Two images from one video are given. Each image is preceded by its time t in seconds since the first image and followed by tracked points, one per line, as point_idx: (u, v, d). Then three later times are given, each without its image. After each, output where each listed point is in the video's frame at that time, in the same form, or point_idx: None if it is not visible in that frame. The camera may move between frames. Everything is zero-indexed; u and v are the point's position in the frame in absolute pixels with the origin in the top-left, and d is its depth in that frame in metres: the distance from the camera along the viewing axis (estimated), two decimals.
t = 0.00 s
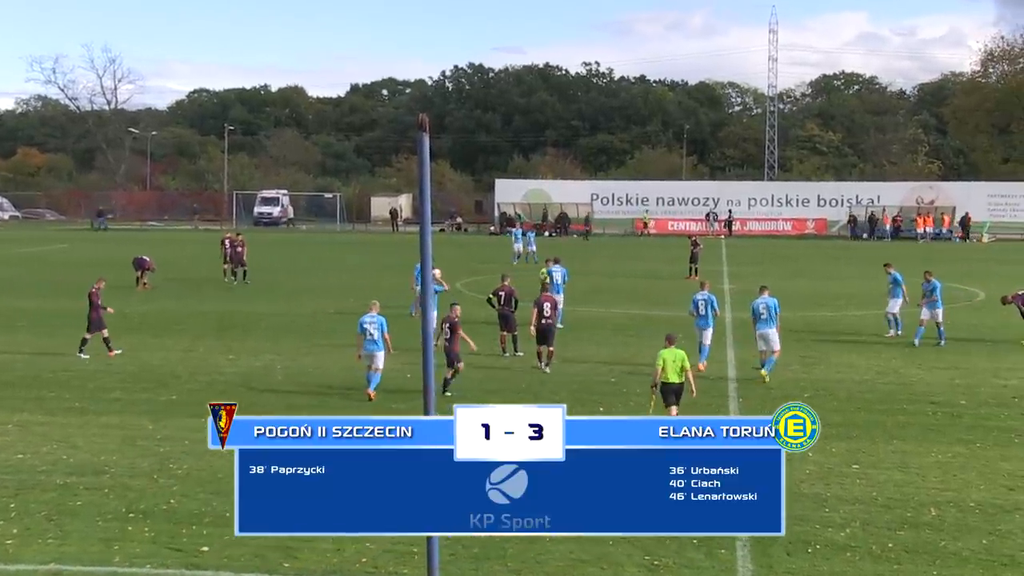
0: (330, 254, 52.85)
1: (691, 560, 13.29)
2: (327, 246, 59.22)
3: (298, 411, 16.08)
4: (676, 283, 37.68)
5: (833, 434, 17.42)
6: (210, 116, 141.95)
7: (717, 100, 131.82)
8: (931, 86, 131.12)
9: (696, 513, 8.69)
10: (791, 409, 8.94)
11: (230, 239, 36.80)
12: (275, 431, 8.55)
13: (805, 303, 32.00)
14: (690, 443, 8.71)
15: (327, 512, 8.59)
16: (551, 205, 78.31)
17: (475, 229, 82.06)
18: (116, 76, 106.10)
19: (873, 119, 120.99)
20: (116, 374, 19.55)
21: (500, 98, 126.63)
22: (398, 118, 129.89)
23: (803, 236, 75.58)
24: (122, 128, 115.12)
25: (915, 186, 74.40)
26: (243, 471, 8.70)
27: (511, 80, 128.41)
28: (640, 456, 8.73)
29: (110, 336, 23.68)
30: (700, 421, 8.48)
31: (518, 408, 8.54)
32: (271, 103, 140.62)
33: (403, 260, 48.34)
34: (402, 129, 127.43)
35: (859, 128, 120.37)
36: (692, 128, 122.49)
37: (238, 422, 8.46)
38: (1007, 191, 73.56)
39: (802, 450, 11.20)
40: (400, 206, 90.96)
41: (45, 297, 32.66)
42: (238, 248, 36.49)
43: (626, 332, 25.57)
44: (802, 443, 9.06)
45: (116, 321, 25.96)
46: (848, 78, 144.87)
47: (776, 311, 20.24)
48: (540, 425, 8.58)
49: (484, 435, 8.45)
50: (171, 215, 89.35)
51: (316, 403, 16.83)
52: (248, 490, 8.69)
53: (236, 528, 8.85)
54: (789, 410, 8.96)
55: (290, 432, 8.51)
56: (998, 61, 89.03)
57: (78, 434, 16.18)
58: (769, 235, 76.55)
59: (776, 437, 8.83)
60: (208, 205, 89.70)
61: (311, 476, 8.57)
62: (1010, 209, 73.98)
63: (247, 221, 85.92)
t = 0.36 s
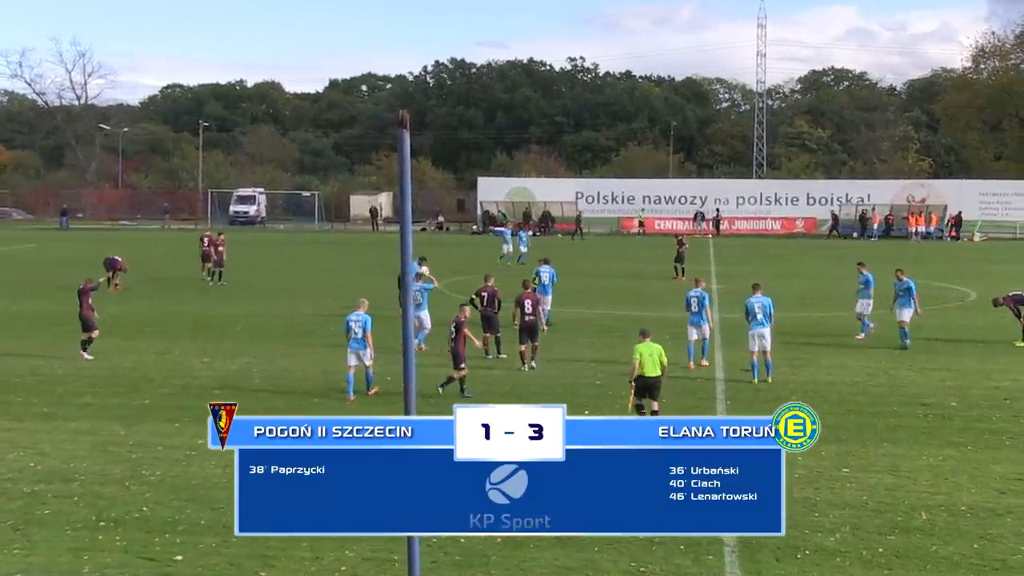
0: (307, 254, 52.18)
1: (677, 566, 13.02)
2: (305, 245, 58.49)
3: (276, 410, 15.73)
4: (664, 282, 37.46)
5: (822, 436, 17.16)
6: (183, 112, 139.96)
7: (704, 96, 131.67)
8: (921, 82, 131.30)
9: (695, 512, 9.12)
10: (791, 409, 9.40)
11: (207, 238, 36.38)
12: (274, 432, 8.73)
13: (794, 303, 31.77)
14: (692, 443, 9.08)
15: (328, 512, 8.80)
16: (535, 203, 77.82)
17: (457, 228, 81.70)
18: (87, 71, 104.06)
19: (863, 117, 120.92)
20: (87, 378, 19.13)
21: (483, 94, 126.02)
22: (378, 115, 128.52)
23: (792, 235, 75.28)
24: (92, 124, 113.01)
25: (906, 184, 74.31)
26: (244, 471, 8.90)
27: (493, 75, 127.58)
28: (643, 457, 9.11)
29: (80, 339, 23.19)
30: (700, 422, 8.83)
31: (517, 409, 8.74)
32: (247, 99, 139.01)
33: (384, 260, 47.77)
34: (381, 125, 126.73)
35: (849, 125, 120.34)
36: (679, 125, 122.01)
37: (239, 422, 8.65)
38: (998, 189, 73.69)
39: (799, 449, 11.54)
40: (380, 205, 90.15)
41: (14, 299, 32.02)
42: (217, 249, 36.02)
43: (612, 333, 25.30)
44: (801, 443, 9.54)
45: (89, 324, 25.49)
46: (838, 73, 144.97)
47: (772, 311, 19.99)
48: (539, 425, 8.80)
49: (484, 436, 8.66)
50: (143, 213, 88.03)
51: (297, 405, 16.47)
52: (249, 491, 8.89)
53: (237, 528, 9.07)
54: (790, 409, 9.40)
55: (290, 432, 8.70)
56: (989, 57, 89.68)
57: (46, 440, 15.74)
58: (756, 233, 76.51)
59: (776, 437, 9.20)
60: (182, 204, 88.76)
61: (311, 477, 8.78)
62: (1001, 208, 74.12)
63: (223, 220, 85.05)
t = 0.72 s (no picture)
0: (281, 254, 51.59)
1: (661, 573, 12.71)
2: (278, 245, 57.80)
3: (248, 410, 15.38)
4: (644, 283, 37.34)
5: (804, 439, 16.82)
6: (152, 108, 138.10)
7: (686, 92, 131.66)
8: (905, 79, 131.70)
9: (695, 512, 8.77)
10: (791, 408, 9.00)
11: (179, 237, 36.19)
12: (275, 431, 8.37)
13: (778, 304, 31.51)
14: (691, 443, 8.77)
15: (322, 514, 8.44)
16: (514, 201, 77.63)
17: (435, 227, 81.28)
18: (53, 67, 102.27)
19: (846, 114, 121.02)
20: (49, 383, 18.60)
21: (460, 88, 124.72)
22: (353, 111, 127.42)
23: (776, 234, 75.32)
24: (58, 120, 111.13)
25: (892, 181, 74.33)
26: (243, 471, 8.53)
27: (471, 71, 126.86)
28: (643, 455, 8.79)
29: (43, 344, 22.60)
30: (702, 421, 8.54)
31: (518, 408, 8.45)
32: (219, 95, 137.57)
33: (360, 261, 47.31)
34: (357, 123, 126.30)
35: (833, 122, 120.55)
36: (661, 122, 122.68)
37: (239, 421, 8.29)
38: (985, 187, 73.80)
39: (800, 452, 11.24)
40: (355, 204, 89.56)
41: None
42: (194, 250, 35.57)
43: (593, 335, 24.98)
44: (801, 443, 9.17)
45: (54, 328, 24.90)
46: (822, 69, 145.22)
47: (762, 313, 19.60)
48: (539, 425, 8.53)
49: (484, 436, 8.37)
50: (114, 212, 87.47)
51: (269, 409, 16.00)
52: (249, 492, 8.52)
53: (235, 529, 8.69)
54: (789, 409, 9.01)
55: (290, 432, 8.35)
56: (975, 53, 88.94)
57: (9, 447, 15.28)
58: (739, 233, 76.44)
59: (776, 437, 8.84)
60: (153, 202, 88.60)
61: (312, 477, 8.41)
62: (987, 206, 74.29)
63: (194, 219, 84.21)
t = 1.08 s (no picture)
0: (257, 254, 51.34)
1: None
2: (255, 245, 57.38)
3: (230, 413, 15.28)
4: (624, 284, 37.26)
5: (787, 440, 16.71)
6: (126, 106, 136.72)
7: (669, 90, 131.38)
8: (888, 77, 132.05)
9: (695, 512, 9.00)
10: (791, 408, 9.14)
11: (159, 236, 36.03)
12: (275, 432, 8.71)
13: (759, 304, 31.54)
14: (692, 443, 9.01)
15: (322, 511, 8.77)
16: (495, 200, 77.32)
17: (415, 227, 80.91)
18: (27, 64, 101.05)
19: (830, 112, 120.97)
20: (24, 384, 18.41)
21: (442, 87, 124.11)
22: (332, 108, 126.74)
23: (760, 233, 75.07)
24: (30, 118, 109.87)
25: (876, 180, 74.40)
26: (244, 471, 8.86)
27: (452, 68, 126.39)
28: (641, 456, 9.03)
29: (17, 344, 22.39)
30: (701, 422, 8.76)
31: (518, 408, 8.77)
32: (196, 93, 136.51)
33: (338, 261, 47.03)
34: (335, 121, 125.45)
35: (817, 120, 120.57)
36: (643, 120, 122.48)
37: (240, 421, 8.62)
38: (970, 185, 73.85)
39: (802, 449, 11.26)
40: (333, 203, 89.05)
41: None
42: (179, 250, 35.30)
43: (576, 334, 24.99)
44: (801, 444, 9.26)
45: (28, 328, 24.69)
46: (805, 67, 145.22)
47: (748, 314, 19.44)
48: (539, 425, 8.86)
49: (484, 436, 8.72)
50: (86, 211, 86.46)
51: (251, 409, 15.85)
52: (249, 491, 8.85)
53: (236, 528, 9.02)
54: (790, 409, 9.16)
55: (290, 432, 8.68)
56: (960, 51, 88.72)
57: None
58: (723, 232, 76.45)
59: (776, 437, 9.09)
60: (126, 201, 87.61)
61: (312, 477, 8.74)
62: (972, 206, 74.33)
63: (169, 219, 83.56)
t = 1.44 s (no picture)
0: (235, 254, 51.29)
1: None
2: (233, 245, 57.21)
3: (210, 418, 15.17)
4: (604, 284, 37.29)
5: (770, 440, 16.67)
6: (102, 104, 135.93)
7: (651, 89, 131.67)
8: (870, 77, 132.56)
9: (695, 512, 8.85)
10: (791, 408, 8.98)
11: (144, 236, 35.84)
12: (275, 431, 8.43)
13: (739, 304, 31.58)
14: (693, 443, 8.79)
15: (323, 511, 8.52)
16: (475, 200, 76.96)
17: (395, 226, 80.92)
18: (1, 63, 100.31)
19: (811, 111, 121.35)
20: None
21: (422, 86, 123.91)
22: (311, 107, 126.44)
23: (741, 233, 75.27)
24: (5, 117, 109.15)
25: (858, 180, 74.62)
26: (243, 471, 8.58)
27: (432, 67, 126.27)
28: (640, 458, 8.82)
29: None
30: (701, 422, 8.52)
31: (517, 408, 8.56)
32: (174, 92, 135.89)
33: (316, 261, 46.91)
34: (315, 119, 124.98)
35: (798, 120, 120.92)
36: (625, 119, 122.74)
37: (239, 421, 8.34)
38: (952, 185, 74.10)
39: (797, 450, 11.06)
40: (311, 203, 88.92)
41: None
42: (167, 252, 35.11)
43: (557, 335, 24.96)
44: (802, 444, 9.12)
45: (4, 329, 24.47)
46: (787, 65, 145.59)
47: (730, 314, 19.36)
48: (539, 425, 8.63)
49: (484, 435, 8.53)
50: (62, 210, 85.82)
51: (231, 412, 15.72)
52: (248, 492, 8.57)
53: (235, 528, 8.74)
54: (790, 409, 8.99)
55: (289, 432, 8.40)
56: (941, 50, 88.45)
57: None
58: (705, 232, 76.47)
59: (776, 437, 8.87)
60: (102, 201, 86.95)
61: (312, 477, 8.49)
62: (954, 205, 74.49)
63: (145, 218, 83.25)
